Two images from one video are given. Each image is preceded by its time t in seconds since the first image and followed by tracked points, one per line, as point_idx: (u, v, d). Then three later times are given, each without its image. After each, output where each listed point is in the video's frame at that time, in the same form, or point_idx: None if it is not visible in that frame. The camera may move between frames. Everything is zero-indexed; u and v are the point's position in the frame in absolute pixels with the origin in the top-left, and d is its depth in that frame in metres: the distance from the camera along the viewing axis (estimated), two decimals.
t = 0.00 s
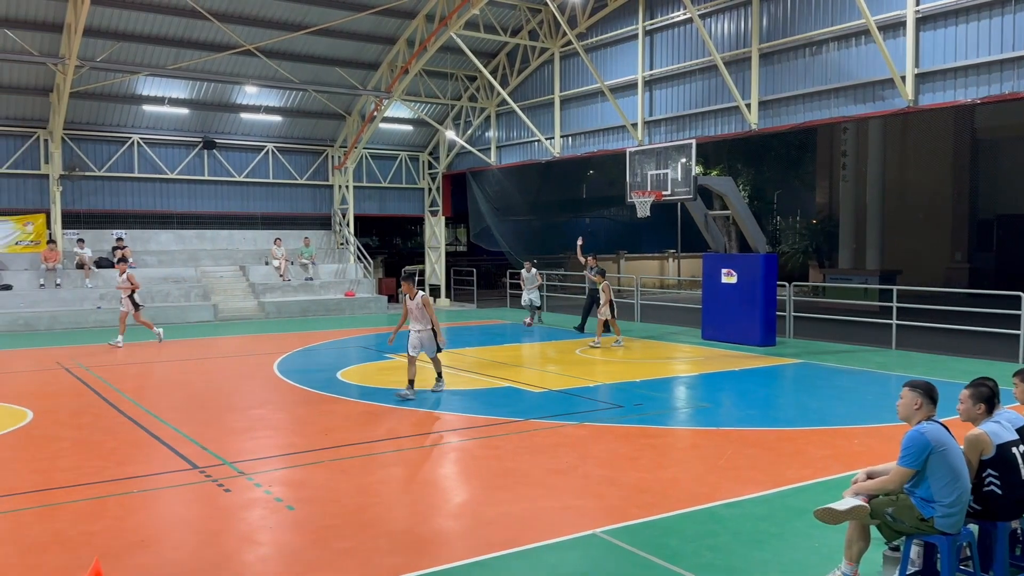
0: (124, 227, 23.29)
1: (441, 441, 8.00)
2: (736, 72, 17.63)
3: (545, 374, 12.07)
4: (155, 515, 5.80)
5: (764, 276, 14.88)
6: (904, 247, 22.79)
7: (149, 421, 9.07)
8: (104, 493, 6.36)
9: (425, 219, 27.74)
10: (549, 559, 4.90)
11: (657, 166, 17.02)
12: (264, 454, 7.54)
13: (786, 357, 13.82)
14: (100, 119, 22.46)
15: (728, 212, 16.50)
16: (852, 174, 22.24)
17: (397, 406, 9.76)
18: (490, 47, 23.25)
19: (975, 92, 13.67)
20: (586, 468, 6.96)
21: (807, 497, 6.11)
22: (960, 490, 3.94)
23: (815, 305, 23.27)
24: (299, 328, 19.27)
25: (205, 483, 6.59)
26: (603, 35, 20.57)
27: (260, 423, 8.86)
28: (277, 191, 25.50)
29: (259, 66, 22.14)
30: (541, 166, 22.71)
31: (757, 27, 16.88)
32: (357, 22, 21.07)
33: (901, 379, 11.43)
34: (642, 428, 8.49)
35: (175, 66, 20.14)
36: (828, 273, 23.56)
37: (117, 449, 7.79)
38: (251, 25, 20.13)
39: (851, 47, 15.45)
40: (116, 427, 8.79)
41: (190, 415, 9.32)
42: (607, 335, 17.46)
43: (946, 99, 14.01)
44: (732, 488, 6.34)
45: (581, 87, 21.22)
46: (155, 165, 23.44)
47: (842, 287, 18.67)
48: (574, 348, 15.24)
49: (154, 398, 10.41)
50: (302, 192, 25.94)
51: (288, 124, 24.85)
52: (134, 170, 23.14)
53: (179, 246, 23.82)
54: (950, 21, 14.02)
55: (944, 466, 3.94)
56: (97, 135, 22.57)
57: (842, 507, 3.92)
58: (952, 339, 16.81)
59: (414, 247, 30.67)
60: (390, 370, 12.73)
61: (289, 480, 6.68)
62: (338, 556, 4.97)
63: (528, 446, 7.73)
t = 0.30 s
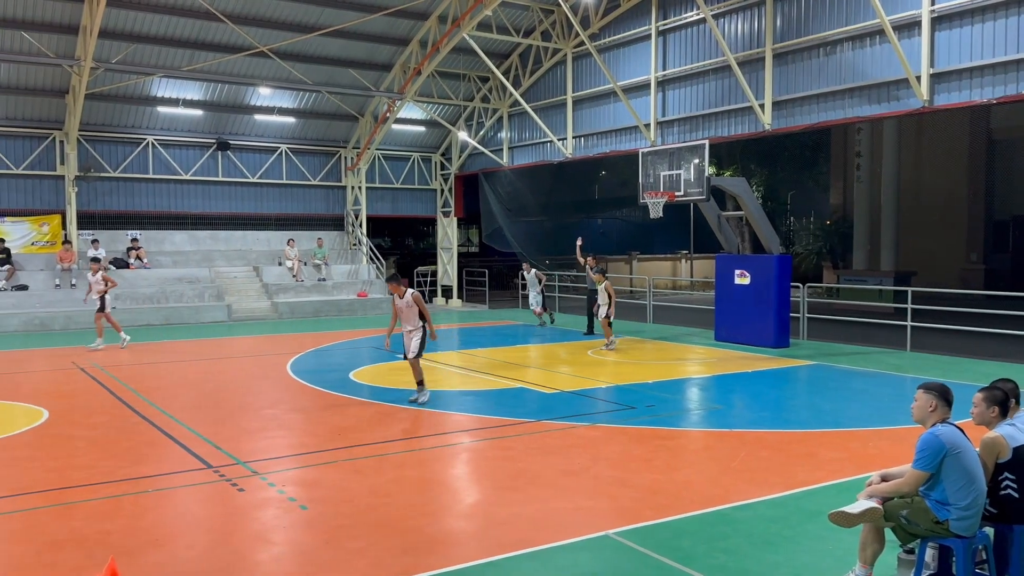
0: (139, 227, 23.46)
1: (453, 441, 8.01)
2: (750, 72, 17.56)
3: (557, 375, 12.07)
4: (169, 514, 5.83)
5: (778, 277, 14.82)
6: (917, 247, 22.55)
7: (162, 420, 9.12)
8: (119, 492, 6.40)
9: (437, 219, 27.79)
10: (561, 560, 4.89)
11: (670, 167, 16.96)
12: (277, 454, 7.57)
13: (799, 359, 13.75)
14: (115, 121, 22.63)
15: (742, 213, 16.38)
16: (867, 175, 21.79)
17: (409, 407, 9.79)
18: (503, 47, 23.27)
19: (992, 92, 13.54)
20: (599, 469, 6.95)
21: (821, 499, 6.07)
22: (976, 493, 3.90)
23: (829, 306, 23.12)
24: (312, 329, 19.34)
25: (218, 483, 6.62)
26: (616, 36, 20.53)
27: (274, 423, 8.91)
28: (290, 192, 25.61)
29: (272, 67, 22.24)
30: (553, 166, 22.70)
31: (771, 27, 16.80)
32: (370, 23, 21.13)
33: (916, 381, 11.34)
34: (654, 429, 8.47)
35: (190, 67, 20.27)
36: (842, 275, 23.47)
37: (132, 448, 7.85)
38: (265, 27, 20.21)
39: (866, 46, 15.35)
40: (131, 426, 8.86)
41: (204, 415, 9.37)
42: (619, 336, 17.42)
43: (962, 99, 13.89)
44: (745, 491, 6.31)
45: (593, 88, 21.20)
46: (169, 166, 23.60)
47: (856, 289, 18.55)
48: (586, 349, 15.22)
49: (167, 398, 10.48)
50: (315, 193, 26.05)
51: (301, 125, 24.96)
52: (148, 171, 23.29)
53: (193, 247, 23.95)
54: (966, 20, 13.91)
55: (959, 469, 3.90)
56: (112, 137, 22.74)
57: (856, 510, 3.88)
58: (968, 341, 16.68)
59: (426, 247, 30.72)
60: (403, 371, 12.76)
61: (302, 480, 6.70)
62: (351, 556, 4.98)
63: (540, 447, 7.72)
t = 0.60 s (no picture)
0: (153, 228, 23.62)
1: (464, 441, 8.01)
2: (762, 72, 17.51)
3: (569, 376, 12.06)
4: (183, 514, 5.87)
5: (790, 278, 14.75)
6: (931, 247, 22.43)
7: (176, 420, 9.18)
8: (133, 492, 6.44)
9: (449, 220, 27.84)
10: (573, 561, 4.88)
11: (682, 167, 16.90)
12: (290, 454, 7.60)
13: (812, 360, 13.68)
14: (130, 122, 22.79)
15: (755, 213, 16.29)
16: (881, 174, 21.83)
17: (421, 407, 9.81)
18: (514, 48, 23.29)
19: (1006, 91, 13.43)
20: (611, 471, 6.94)
21: (834, 501, 6.03)
22: (991, 495, 3.88)
23: (842, 307, 23.02)
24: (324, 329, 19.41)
25: (231, 483, 6.65)
26: (628, 36, 20.50)
27: (286, 423, 8.94)
28: (303, 193, 25.72)
29: (285, 68, 22.33)
30: (565, 167, 22.68)
31: (784, 27, 16.74)
32: (382, 25, 21.20)
33: (931, 383, 11.25)
34: (666, 430, 8.45)
35: (203, 69, 20.39)
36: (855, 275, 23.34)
37: (146, 448, 7.91)
38: (278, 29, 20.31)
39: (880, 46, 15.26)
40: (144, 426, 8.92)
41: (217, 414, 9.42)
42: (631, 337, 17.39)
43: (976, 98, 13.79)
44: (757, 492, 6.28)
45: (605, 88, 21.18)
46: (183, 168, 23.75)
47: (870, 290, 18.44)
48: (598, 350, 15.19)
49: (180, 398, 10.54)
50: (327, 194, 26.17)
51: (314, 126, 25.08)
52: (162, 172, 23.45)
53: (206, 248, 24.08)
54: (981, 20, 13.81)
55: (973, 471, 3.88)
56: (126, 138, 22.91)
57: (869, 512, 3.86)
58: (983, 343, 16.55)
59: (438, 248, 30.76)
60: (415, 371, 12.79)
61: (314, 480, 6.73)
62: (362, 556, 5.00)
63: (552, 448, 7.72)
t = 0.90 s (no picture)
0: (165, 229, 23.75)
1: (475, 442, 8.03)
2: (774, 72, 17.43)
3: (579, 377, 12.05)
4: (196, 513, 5.91)
5: (802, 279, 14.70)
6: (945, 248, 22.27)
7: (188, 420, 9.23)
8: (146, 491, 6.49)
9: (459, 221, 27.87)
10: (584, 563, 4.88)
11: (693, 168, 16.84)
12: (301, 453, 7.63)
13: (824, 361, 13.63)
14: (143, 123, 22.94)
15: (767, 214, 16.11)
16: (893, 175, 21.77)
17: (432, 407, 9.84)
18: (525, 49, 23.29)
19: (1020, 91, 13.32)
20: (621, 471, 6.93)
21: (846, 503, 6.01)
22: (1005, 498, 3.86)
23: (854, 308, 22.91)
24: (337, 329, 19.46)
25: (243, 482, 6.69)
26: (639, 36, 20.46)
27: (298, 423, 8.98)
28: (314, 194, 25.81)
29: (297, 70, 22.41)
30: (575, 168, 22.65)
31: (795, 27, 16.67)
32: (393, 26, 21.23)
33: (944, 385, 11.19)
34: (677, 431, 8.45)
35: (216, 70, 20.49)
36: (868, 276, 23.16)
37: (159, 447, 7.96)
38: (290, 30, 20.39)
39: (892, 46, 15.18)
40: (157, 425, 8.97)
41: (230, 414, 9.48)
42: (642, 338, 17.34)
43: (990, 99, 13.69)
44: (769, 494, 6.26)
45: (616, 89, 21.15)
46: (195, 168, 23.88)
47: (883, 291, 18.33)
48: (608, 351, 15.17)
49: (192, 397, 10.59)
50: (338, 195, 26.26)
51: (325, 127, 25.16)
52: (175, 172, 23.60)
53: (218, 248, 24.18)
54: (995, 19, 13.71)
55: (987, 473, 3.86)
56: (139, 139, 23.06)
57: (883, 514, 3.83)
58: (997, 344, 16.43)
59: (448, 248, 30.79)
60: (426, 371, 12.81)
61: (326, 479, 6.76)
62: (374, 556, 5.02)
63: (563, 449, 7.72)
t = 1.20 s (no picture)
0: (177, 230, 23.86)
1: (484, 442, 8.03)
2: (785, 72, 17.37)
3: (589, 378, 12.03)
4: (206, 512, 5.93)
5: (813, 280, 14.64)
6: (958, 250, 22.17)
7: (198, 420, 9.27)
8: (157, 490, 6.52)
9: (469, 221, 27.90)
10: (593, 563, 4.88)
11: (703, 168, 16.80)
12: (311, 453, 7.65)
13: (834, 362, 13.56)
14: (154, 124, 23.07)
15: (777, 215, 15.89)
16: (904, 175, 21.45)
17: (441, 407, 9.86)
18: (535, 49, 23.29)
19: None
20: (631, 472, 6.92)
21: (858, 505, 5.98)
22: (1019, 500, 3.83)
23: (865, 309, 22.82)
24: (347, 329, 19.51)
25: (253, 482, 6.71)
26: (649, 36, 20.43)
27: (308, 423, 9.00)
28: (324, 194, 25.90)
29: (308, 70, 22.49)
30: (585, 168, 22.63)
31: (806, 27, 16.61)
32: (402, 27, 21.27)
33: (956, 386, 11.12)
34: (687, 432, 8.43)
35: (227, 71, 20.57)
36: (879, 277, 23.05)
37: (170, 447, 8.00)
38: (300, 31, 20.46)
39: (904, 46, 15.11)
40: (168, 425, 9.01)
41: (240, 414, 9.52)
42: (651, 339, 17.30)
43: (1003, 98, 13.59)
44: (780, 495, 6.24)
45: (625, 89, 21.13)
46: (206, 169, 24.00)
47: (894, 292, 18.23)
48: (618, 351, 15.14)
49: (202, 397, 10.64)
50: (348, 195, 26.33)
51: (335, 128, 25.24)
52: (186, 173, 23.73)
53: (229, 249, 24.27)
54: (1007, 19, 13.62)
55: (1000, 476, 3.84)
56: (151, 140, 23.20)
57: (895, 516, 3.81)
58: (1009, 345, 16.32)
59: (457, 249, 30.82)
60: (435, 372, 12.82)
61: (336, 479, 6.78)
62: (383, 555, 5.03)
63: (573, 449, 7.71)
